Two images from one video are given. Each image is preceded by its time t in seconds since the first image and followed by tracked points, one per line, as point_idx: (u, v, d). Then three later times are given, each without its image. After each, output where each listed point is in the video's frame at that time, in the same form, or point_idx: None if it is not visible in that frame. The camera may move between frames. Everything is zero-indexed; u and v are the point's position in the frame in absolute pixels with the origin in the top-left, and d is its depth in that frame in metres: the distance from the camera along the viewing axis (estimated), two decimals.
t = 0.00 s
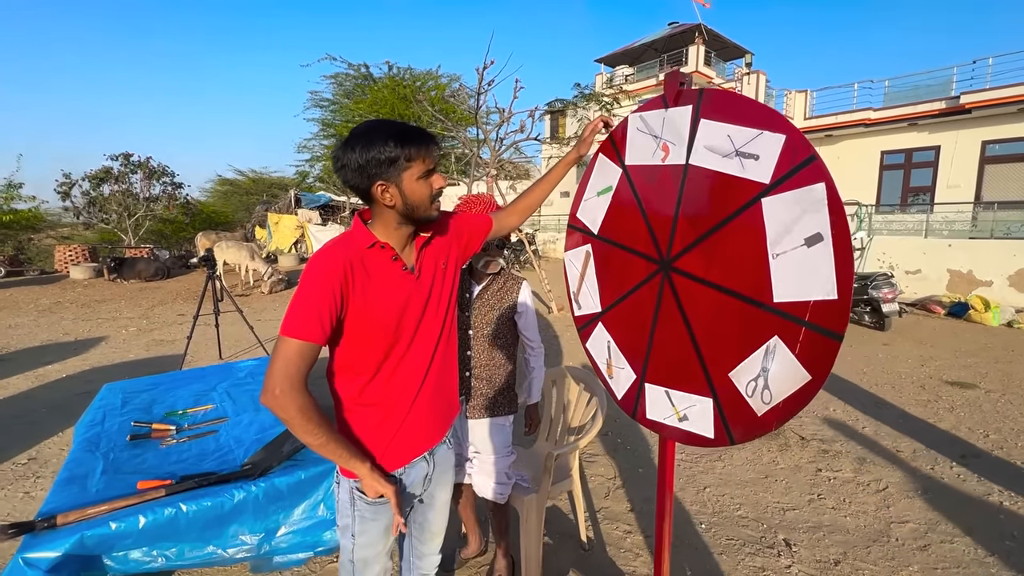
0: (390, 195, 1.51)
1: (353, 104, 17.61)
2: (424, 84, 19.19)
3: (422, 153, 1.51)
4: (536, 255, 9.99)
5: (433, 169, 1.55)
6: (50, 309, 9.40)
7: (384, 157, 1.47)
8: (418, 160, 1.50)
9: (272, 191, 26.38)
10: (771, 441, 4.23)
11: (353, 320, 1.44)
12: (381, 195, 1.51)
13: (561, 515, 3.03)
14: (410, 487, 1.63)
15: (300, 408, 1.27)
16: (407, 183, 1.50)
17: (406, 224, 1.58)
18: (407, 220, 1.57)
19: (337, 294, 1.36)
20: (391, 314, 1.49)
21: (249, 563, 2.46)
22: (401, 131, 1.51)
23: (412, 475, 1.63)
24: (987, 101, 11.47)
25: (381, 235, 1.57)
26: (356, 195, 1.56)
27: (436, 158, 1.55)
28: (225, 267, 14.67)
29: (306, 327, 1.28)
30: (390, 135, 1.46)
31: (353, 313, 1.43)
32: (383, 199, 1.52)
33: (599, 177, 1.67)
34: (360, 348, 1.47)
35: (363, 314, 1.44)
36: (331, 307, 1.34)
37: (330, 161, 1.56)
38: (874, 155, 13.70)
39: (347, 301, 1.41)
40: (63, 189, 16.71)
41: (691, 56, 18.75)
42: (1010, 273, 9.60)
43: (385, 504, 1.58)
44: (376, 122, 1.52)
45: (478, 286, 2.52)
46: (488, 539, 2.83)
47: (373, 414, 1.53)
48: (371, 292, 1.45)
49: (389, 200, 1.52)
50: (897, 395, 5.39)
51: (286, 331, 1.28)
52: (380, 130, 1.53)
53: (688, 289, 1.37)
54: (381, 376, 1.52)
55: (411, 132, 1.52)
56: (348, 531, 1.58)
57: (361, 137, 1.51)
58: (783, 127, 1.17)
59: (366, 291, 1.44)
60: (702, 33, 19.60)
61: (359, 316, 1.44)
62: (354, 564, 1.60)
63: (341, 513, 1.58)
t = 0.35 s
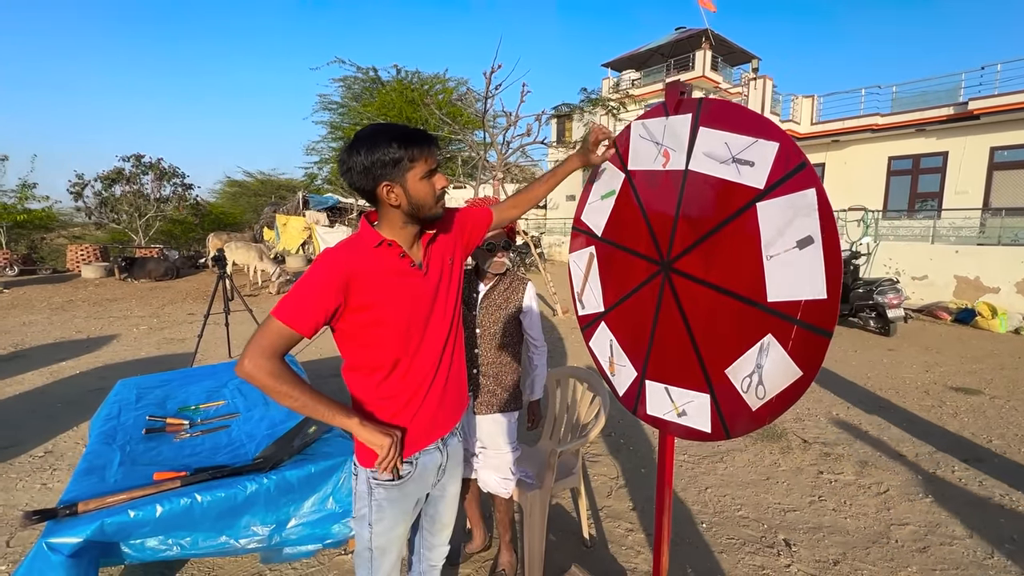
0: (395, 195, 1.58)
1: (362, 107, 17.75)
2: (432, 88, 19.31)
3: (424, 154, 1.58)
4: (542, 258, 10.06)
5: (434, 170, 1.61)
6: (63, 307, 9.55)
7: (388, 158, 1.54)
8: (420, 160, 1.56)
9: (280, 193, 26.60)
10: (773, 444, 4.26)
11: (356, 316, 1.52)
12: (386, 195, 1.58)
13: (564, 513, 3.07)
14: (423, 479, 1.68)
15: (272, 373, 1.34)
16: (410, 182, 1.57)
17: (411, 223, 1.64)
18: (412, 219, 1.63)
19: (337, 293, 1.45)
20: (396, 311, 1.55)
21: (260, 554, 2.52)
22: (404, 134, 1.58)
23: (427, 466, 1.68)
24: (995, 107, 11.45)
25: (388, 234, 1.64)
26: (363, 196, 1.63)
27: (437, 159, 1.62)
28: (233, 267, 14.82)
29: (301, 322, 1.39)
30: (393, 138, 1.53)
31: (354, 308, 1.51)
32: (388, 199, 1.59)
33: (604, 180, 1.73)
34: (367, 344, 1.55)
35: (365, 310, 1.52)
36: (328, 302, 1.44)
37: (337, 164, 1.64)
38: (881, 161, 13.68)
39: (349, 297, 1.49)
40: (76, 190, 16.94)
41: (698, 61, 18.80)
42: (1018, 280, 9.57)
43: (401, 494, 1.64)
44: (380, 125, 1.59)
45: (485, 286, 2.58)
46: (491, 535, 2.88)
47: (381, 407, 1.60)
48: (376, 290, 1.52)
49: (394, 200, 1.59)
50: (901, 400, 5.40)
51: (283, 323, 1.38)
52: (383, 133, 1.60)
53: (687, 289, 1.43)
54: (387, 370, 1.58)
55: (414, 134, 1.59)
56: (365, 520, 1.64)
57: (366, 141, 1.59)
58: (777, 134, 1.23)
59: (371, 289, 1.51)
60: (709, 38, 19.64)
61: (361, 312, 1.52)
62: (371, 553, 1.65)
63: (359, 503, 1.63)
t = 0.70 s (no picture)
0: (392, 195, 1.59)
1: (365, 109, 17.79)
2: (435, 90, 19.35)
3: (422, 156, 1.58)
4: (544, 260, 10.06)
5: (433, 172, 1.61)
6: (66, 307, 9.59)
7: (385, 159, 1.55)
8: (417, 162, 1.56)
9: (282, 194, 26.65)
10: (775, 449, 4.25)
11: (360, 319, 1.53)
12: (383, 195, 1.59)
13: (565, 516, 3.07)
14: (427, 483, 1.68)
15: (278, 375, 1.35)
16: (407, 184, 1.57)
17: (411, 225, 1.63)
18: (410, 220, 1.63)
19: (343, 296, 1.46)
20: (401, 312, 1.55)
21: (261, 556, 2.52)
22: (404, 136, 1.59)
23: (430, 469, 1.68)
24: (999, 111, 11.43)
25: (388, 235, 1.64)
26: (365, 197, 1.65)
27: (437, 162, 1.61)
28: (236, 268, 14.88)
29: (307, 325, 1.40)
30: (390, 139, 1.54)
31: (359, 311, 1.52)
32: (385, 199, 1.59)
33: (606, 184, 1.73)
34: (373, 346, 1.55)
35: (370, 313, 1.52)
36: (334, 305, 1.44)
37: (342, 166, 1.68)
38: (884, 164, 13.66)
39: (352, 300, 1.50)
40: (80, 190, 17.01)
41: (700, 64, 18.83)
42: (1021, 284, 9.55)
43: (406, 498, 1.65)
44: (380, 128, 1.62)
45: (487, 288, 2.58)
46: (492, 538, 2.88)
47: (385, 410, 1.60)
48: (381, 292, 1.53)
49: (392, 200, 1.59)
50: (904, 404, 5.39)
51: (288, 327, 1.38)
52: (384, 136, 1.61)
53: (689, 293, 1.43)
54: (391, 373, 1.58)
55: (413, 136, 1.60)
56: (369, 524, 1.64)
57: (366, 143, 1.62)
58: (779, 138, 1.23)
59: (375, 292, 1.52)
60: (712, 41, 19.63)
61: (365, 315, 1.52)
62: (375, 557, 1.65)
63: (362, 508, 1.64)
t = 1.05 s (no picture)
0: (393, 191, 1.50)
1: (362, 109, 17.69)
2: (432, 90, 19.26)
3: (431, 155, 1.49)
4: (542, 261, 9.97)
5: (439, 174, 1.52)
6: (58, 309, 9.47)
7: (392, 152, 1.47)
8: (425, 161, 1.48)
9: (279, 194, 26.49)
10: (778, 453, 4.17)
11: (350, 321, 1.45)
12: (383, 189, 1.50)
13: (565, 524, 2.98)
14: (423, 495, 1.59)
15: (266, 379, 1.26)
16: (411, 181, 1.49)
17: (407, 225, 1.54)
18: (408, 220, 1.54)
19: (330, 297, 1.38)
20: (393, 313, 1.47)
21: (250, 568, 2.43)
22: (414, 133, 1.51)
23: (426, 481, 1.59)
24: (998, 112, 11.39)
25: (383, 231, 1.55)
26: (363, 188, 1.56)
27: (444, 163, 1.53)
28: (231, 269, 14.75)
29: (290, 326, 1.33)
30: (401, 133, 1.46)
31: (349, 313, 1.44)
32: (385, 193, 1.50)
33: (611, 180, 1.65)
34: (364, 349, 1.47)
35: (360, 314, 1.44)
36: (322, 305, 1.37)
37: (342, 151, 1.58)
38: (883, 165, 13.63)
39: (341, 301, 1.42)
40: (74, 190, 16.86)
41: (698, 65, 18.80)
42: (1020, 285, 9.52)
43: (399, 511, 1.56)
44: (392, 118, 1.53)
45: (484, 289, 2.50)
46: (491, 547, 2.80)
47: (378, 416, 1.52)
48: (373, 293, 1.44)
49: (392, 196, 1.50)
50: (907, 407, 5.32)
51: (274, 330, 1.32)
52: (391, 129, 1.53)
53: (699, 294, 1.35)
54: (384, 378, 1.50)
55: (426, 135, 1.52)
56: (361, 538, 1.56)
57: (373, 133, 1.53)
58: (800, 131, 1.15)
59: (365, 292, 1.43)
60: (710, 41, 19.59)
61: (356, 317, 1.44)
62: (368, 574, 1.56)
63: (355, 523, 1.56)
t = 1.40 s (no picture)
0: (371, 181, 1.32)
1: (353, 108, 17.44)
2: (425, 89, 19.02)
3: (417, 143, 1.31)
4: (537, 261, 9.80)
5: (424, 163, 1.34)
6: (38, 312, 9.19)
7: (373, 137, 1.28)
8: (411, 149, 1.30)
9: (270, 195, 26.16)
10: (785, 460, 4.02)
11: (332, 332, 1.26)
12: (360, 178, 1.32)
13: (566, 540, 2.80)
14: (414, 525, 1.41)
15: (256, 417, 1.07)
16: (393, 170, 1.31)
17: (386, 219, 1.36)
18: (386, 213, 1.35)
19: (311, 306, 1.20)
20: (380, 320, 1.29)
21: None
22: (400, 116, 1.33)
23: (417, 509, 1.42)
24: (995, 111, 11.31)
25: (359, 225, 1.37)
26: (337, 175, 1.37)
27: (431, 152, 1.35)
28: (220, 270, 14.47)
29: (276, 354, 1.13)
30: (385, 113, 1.27)
31: (331, 324, 1.25)
32: (362, 182, 1.32)
33: (622, 169, 1.48)
34: (345, 364, 1.29)
35: (345, 324, 1.26)
36: (302, 317, 1.18)
37: (314, 131, 1.39)
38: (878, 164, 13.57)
39: (322, 309, 1.23)
40: (58, 190, 16.49)
41: (692, 64, 18.71)
42: (1018, 284, 9.44)
43: (385, 546, 1.38)
44: (372, 97, 1.34)
45: (478, 291, 2.34)
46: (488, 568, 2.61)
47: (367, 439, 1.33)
48: (356, 297, 1.26)
49: (370, 186, 1.32)
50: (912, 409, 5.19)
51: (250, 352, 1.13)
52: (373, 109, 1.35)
53: (727, 296, 1.19)
54: (371, 396, 1.31)
55: (412, 118, 1.33)
56: None
57: (350, 112, 1.34)
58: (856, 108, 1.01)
59: (349, 298, 1.26)
60: (703, 41, 19.50)
61: (339, 327, 1.26)
62: None
63: (336, 562, 1.38)
